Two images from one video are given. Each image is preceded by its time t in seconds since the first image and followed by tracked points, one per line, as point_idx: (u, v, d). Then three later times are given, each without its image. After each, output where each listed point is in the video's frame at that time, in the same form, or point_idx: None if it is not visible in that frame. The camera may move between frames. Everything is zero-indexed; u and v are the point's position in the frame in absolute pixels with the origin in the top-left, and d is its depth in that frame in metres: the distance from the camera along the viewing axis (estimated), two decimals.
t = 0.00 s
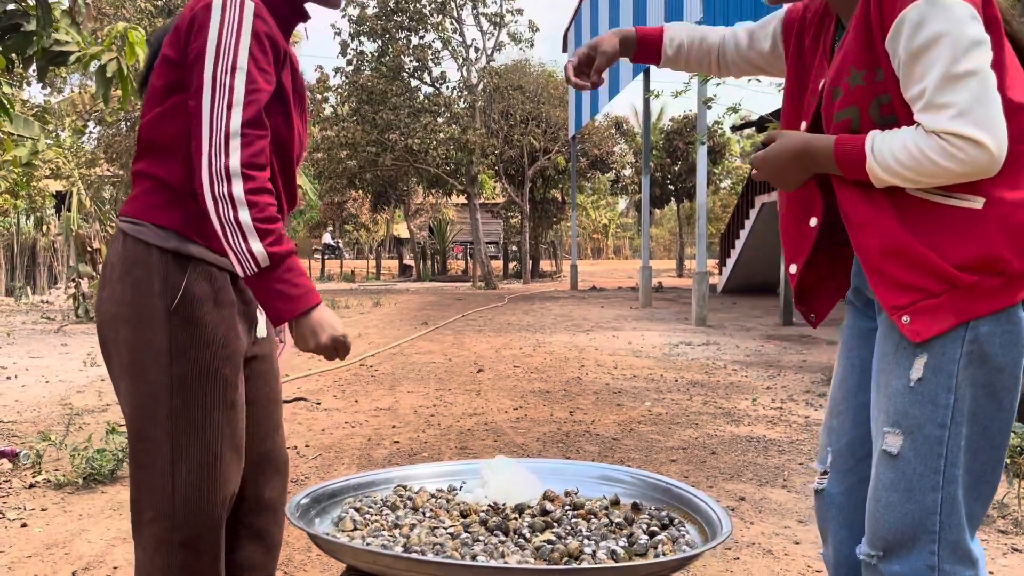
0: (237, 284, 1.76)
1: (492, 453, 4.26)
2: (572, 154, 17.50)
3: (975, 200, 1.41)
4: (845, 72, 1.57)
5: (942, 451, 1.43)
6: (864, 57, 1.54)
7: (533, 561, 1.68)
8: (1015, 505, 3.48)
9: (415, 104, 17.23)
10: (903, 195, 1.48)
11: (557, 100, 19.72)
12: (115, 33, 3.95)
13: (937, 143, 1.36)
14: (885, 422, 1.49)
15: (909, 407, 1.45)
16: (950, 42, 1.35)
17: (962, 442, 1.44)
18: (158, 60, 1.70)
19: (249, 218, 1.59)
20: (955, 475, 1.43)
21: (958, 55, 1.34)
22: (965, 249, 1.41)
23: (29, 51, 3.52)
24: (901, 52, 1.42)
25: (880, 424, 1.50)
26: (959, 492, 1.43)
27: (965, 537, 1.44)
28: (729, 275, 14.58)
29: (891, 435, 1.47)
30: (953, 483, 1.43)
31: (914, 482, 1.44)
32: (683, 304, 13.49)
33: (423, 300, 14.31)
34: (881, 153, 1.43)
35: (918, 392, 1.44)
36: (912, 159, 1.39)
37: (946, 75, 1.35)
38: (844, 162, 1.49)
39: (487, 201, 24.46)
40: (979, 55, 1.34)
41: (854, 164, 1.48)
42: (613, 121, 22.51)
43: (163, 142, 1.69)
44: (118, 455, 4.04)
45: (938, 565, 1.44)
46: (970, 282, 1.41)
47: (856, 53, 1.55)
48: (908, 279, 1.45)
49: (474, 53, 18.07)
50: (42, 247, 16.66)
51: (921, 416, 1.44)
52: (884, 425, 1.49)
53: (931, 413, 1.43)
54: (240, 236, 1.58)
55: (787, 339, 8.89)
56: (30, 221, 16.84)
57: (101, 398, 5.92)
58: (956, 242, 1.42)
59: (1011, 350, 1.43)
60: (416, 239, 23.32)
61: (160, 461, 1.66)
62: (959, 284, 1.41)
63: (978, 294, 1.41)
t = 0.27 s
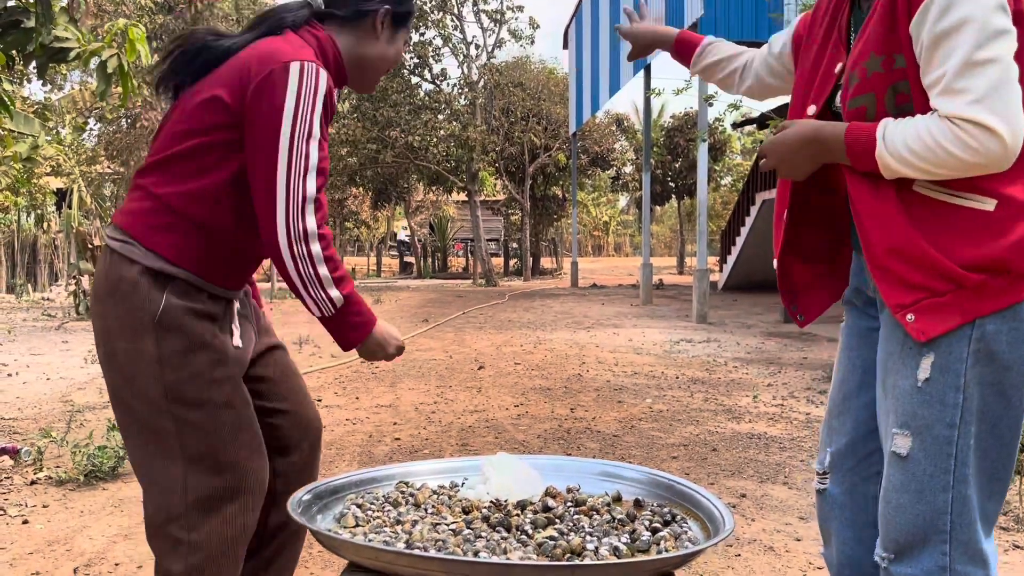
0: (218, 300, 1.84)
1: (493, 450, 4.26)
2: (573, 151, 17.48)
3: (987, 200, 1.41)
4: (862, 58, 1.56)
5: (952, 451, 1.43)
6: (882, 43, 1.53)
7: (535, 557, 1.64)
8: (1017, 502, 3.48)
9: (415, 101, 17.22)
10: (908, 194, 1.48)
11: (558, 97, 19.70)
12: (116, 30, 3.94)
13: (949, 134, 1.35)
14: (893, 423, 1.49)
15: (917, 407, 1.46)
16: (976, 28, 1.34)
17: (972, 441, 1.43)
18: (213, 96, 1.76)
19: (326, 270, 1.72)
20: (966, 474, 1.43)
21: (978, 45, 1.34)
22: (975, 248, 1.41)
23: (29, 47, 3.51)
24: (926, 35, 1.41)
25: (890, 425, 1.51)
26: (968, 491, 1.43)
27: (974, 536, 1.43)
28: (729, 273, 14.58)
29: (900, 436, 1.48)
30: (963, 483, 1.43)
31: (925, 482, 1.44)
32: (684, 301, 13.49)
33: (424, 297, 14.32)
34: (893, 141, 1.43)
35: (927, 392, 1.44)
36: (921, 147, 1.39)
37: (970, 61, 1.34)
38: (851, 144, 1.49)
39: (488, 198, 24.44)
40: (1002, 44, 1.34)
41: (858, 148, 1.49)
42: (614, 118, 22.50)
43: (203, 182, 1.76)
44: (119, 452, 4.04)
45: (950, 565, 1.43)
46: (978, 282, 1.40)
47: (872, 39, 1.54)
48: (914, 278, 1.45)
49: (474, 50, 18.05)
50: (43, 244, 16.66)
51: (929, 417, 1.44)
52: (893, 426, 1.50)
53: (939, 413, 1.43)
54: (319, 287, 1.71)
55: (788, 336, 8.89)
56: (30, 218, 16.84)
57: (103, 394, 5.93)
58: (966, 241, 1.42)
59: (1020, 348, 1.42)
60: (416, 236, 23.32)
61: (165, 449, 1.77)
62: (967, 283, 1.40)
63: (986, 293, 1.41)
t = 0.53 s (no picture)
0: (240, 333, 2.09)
1: (495, 448, 4.26)
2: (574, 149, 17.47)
3: (953, 201, 1.40)
4: (838, 65, 1.57)
5: (934, 451, 1.41)
6: (856, 47, 1.52)
7: (541, 557, 1.63)
8: (1019, 499, 3.47)
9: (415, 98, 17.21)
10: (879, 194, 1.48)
11: (559, 95, 19.69)
12: (116, 28, 3.93)
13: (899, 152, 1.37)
14: (875, 425, 1.48)
15: (896, 407, 1.44)
16: (933, 39, 1.34)
17: (954, 441, 1.41)
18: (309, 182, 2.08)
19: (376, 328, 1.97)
20: (949, 473, 1.41)
21: (937, 58, 1.33)
22: (947, 249, 1.40)
23: (29, 45, 3.50)
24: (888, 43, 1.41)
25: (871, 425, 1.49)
26: (954, 492, 1.42)
27: (966, 534, 1.42)
28: (731, 270, 14.58)
29: (881, 438, 1.46)
30: (946, 482, 1.41)
31: (908, 482, 1.43)
32: (685, 299, 13.48)
33: (425, 295, 14.34)
34: (854, 160, 1.44)
35: (907, 393, 1.43)
36: (876, 163, 1.41)
37: (923, 76, 1.35)
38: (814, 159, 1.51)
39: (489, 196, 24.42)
40: (960, 54, 1.33)
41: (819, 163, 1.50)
42: (615, 116, 22.49)
43: (276, 241, 2.10)
44: (121, 451, 4.03)
45: (939, 567, 1.41)
46: (949, 281, 1.39)
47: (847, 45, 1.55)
48: (888, 276, 1.46)
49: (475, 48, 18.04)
50: (44, 242, 16.66)
51: (910, 417, 1.42)
52: (874, 428, 1.48)
53: (920, 413, 1.42)
54: (371, 344, 1.96)
55: (789, 333, 8.88)
56: (31, 216, 16.83)
57: (104, 393, 5.93)
58: (937, 242, 1.41)
59: (995, 347, 1.40)
60: (417, 234, 23.32)
61: (203, 438, 2.06)
62: (939, 282, 1.39)
63: (959, 292, 1.39)
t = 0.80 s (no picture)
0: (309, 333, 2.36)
1: (497, 447, 4.25)
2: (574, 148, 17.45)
3: (873, 207, 1.49)
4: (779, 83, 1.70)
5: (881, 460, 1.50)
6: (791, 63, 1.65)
7: (545, 555, 1.59)
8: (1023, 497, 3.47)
9: (416, 98, 17.20)
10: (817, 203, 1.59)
11: (559, 94, 19.71)
12: (116, 28, 3.92)
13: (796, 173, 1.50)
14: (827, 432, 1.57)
15: (840, 410, 1.54)
16: (813, 59, 1.47)
17: (899, 446, 1.49)
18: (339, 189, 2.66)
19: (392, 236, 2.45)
20: (896, 479, 1.50)
21: (810, 79, 1.47)
22: (875, 254, 1.48)
23: (29, 45, 3.48)
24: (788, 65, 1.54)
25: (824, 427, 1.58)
26: (902, 498, 1.50)
27: (917, 531, 1.50)
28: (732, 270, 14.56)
29: (832, 445, 1.56)
30: (891, 483, 1.50)
31: (860, 488, 1.52)
32: (687, 298, 13.47)
33: (426, 295, 14.33)
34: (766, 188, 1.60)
35: (852, 401, 1.52)
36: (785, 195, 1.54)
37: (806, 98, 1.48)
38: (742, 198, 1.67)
39: (489, 196, 24.40)
40: (838, 69, 1.45)
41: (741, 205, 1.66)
42: (616, 115, 22.48)
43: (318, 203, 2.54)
44: (122, 450, 4.01)
45: (897, 567, 1.51)
46: (878, 286, 1.48)
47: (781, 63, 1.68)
48: (828, 282, 1.56)
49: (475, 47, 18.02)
50: (45, 242, 16.67)
51: (857, 425, 1.52)
52: (826, 434, 1.58)
53: (864, 422, 1.51)
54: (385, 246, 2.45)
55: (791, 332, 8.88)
56: (32, 216, 16.83)
57: (105, 392, 5.92)
58: (867, 248, 1.50)
59: (934, 352, 1.46)
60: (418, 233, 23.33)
61: (266, 399, 2.28)
62: (869, 286, 1.49)
63: (889, 297, 1.47)
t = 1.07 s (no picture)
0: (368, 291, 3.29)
1: (499, 447, 4.25)
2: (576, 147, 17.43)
3: (761, 254, 1.59)
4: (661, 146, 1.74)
5: (782, 492, 1.64)
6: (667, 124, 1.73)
7: (544, 554, 1.56)
8: None
9: (417, 98, 17.20)
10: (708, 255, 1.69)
11: (560, 93, 19.71)
12: (116, 29, 3.92)
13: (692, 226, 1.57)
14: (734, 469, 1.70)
15: (747, 447, 1.66)
16: (697, 123, 1.53)
17: (800, 478, 1.63)
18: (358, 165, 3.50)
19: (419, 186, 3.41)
20: (799, 510, 1.64)
21: (677, 147, 1.56)
22: (769, 301, 1.59)
23: (29, 46, 3.48)
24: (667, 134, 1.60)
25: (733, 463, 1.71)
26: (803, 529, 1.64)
27: (816, 554, 1.64)
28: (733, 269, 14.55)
29: (740, 481, 1.68)
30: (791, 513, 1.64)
31: (766, 521, 1.66)
32: (688, 297, 13.47)
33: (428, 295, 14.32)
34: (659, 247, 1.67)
35: (755, 439, 1.65)
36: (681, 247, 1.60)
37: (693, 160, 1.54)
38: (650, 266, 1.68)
39: (491, 195, 24.40)
40: (720, 131, 1.52)
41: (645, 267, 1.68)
42: (617, 114, 22.48)
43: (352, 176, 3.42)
44: (124, 450, 4.01)
45: None
46: (774, 329, 1.60)
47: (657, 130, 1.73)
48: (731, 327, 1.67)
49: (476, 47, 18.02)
50: (46, 243, 16.67)
51: (761, 462, 1.64)
52: (733, 471, 1.70)
53: (766, 458, 1.64)
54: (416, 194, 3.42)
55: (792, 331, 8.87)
56: (33, 217, 16.84)
57: (106, 393, 5.92)
58: (759, 295, 1.60)
59: (827, 391, 1.61)
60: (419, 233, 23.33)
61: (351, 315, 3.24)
62: (766, 331, 1.61)
63: (786, 341, 1.60)
